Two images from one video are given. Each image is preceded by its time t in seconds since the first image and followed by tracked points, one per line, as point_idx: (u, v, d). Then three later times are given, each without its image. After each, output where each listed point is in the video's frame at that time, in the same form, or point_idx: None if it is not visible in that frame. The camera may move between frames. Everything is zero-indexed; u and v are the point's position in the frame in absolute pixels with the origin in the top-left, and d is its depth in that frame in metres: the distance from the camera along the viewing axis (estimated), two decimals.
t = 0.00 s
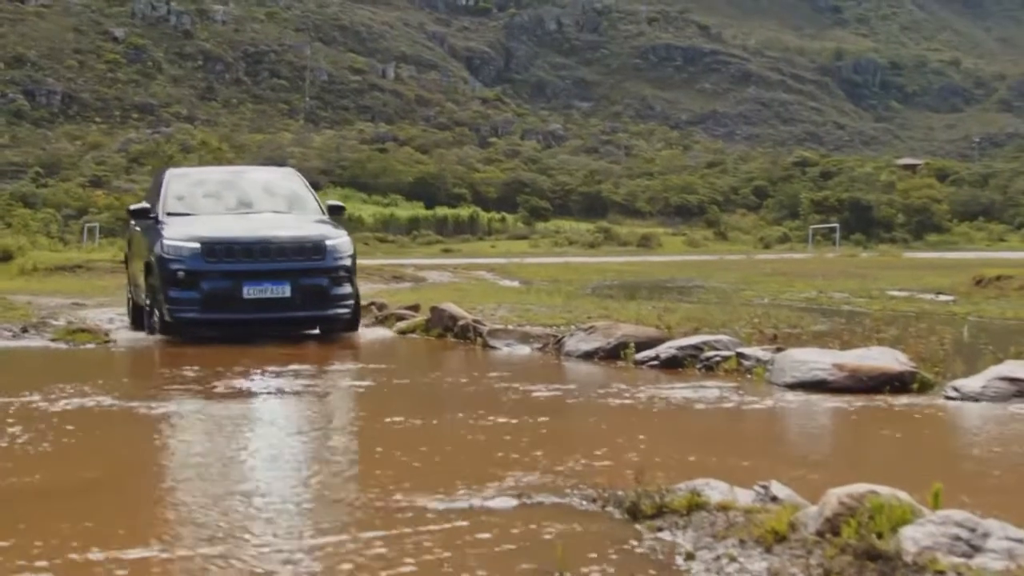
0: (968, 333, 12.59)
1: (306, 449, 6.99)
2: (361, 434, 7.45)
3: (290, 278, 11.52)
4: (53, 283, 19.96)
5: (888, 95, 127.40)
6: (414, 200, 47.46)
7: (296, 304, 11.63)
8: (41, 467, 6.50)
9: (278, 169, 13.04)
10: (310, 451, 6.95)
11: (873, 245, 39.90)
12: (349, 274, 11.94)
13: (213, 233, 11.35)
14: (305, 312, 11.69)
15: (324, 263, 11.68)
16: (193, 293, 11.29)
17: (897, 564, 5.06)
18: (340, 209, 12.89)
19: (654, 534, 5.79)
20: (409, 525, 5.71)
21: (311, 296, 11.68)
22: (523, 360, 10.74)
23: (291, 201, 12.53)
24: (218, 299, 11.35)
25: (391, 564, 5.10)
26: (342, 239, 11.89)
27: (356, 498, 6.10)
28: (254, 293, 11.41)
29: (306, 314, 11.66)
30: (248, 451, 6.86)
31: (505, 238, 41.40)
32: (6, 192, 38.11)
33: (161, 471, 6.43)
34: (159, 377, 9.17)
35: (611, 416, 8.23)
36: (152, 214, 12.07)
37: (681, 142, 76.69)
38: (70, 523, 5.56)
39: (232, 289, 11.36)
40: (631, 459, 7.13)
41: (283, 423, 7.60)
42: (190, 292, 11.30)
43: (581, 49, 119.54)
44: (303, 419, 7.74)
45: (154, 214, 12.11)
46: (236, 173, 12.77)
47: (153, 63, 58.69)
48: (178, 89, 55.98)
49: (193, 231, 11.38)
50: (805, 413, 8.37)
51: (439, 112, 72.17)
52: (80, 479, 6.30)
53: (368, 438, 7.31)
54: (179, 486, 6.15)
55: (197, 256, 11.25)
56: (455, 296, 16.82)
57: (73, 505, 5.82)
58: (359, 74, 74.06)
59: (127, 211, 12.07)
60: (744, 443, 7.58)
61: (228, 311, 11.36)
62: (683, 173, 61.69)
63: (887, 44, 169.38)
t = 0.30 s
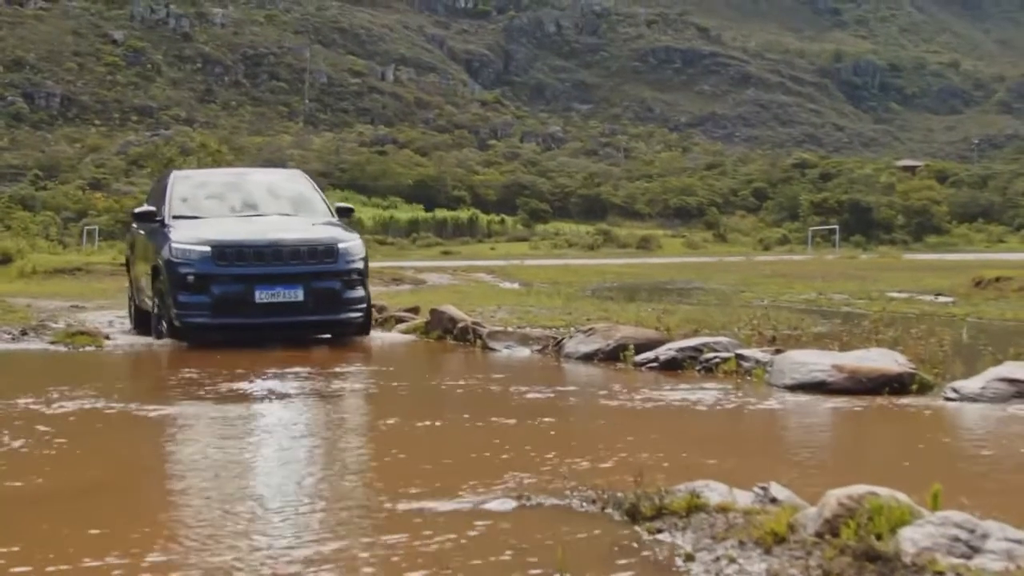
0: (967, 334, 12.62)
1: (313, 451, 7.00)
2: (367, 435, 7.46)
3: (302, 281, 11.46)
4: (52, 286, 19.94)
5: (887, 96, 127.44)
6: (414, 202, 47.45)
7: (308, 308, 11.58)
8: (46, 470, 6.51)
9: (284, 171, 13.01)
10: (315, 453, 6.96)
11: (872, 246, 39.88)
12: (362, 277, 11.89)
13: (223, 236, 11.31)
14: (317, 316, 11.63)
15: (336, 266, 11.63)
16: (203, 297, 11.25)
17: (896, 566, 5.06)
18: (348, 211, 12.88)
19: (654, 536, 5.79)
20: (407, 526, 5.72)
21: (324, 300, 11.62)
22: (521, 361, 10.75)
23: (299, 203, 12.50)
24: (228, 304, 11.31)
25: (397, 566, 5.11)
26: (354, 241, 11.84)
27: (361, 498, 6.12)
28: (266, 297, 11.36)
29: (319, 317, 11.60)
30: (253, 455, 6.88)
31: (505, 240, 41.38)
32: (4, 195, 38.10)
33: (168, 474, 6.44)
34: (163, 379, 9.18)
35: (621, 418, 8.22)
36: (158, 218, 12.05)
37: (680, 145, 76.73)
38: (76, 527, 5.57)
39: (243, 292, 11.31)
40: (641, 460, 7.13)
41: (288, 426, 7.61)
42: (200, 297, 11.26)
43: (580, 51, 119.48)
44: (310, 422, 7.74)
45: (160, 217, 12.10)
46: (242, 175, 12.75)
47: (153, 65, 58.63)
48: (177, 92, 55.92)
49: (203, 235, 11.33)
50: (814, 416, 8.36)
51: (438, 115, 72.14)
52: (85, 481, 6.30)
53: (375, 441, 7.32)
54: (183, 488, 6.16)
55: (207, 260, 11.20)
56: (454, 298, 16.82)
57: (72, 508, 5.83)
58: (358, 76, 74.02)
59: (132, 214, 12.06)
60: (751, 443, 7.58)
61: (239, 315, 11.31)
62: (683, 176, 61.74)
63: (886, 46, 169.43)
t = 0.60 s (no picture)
0: (965, 331, 12.66)
1: (321, 451, 7.00)
2: (374, 434, 7.46)
3: (314, 280, 11.43)
4: (51, 285, 19.93)
5: (884, 95, 127.47)
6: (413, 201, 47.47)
7: (319, 308, 11.55)
8: (51, 469, 6.53)
9: (291, 168, 13.01)
10: (321, 452, 6.97)
11: (871, 244, 39.88)
12: (374, 275, 11.88)
13: (233, 234, 11.29)
14: (330, 315, 11.61)
15: (347, 265, 11.61)
16: (214, 297, 11.21)
17: (896, 563, 5.07)
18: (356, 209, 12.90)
19: (652, 534, 5.80)
20: (407, 524, 5.74)
21: (335, 299, 11.60)
22: (521, 360, 10.76)
23: (307, 202, 12.50)
24: (239, 304, 11.27)
25: (404, 565, 5.12)
26: (365, 239, 11.83)
27: (367, 497, 6.13)
28: (277, 296, 11.32)
29: (331, 317, 11.58)
30: (259, 454, 6.89)
31: (504, 239, 41.44)
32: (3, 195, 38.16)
33: (174, 473, 6.45)
34: (170, 378, 9.19)
35: (632, 417, 8.22)
36: (164, 216, 12.05)
37: (679, 143, 76.81)
38: (84, 525, 5.57)
39: (254, 292, 11.29)
40: (657, 459, 7.13)
41: (295, 426, 7.63)
42: (210, 297, 11.22)
43: (578, 51, 119.49)
44: (316, 421, 7.75)
45: (167, 216, 12.09)
46: (249, 173, 12.75)
47: (151, 64, 58.58)
48: (175, 91, 55.88)
49: (213, 233, 11.30)
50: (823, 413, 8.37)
51: (436, 114, 72.13)
52: (91, 481, 6.31)
53: (383, 440, 7.35)
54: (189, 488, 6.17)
55: (217, 258, 11.18)
56: (453, 296, 16.85)
57: (73, 508, 5.83)
58: (357, 75, 74.01)
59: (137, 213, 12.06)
60: (760, 442, 7.58)
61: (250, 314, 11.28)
62: (682, 174, 61.80)
63: (883, 44, 169.50)
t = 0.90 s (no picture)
0: (958, 329, 12.62)
1: (321, 450, 6.97)
2: (376, 433, 7.45)
3: (322, 281, 11.39)
4: (45, 283, 19.95)
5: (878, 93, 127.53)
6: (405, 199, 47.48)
7: (327, 309, 11.52)
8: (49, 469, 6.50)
9: (291, 166, 12.99)
10: (322, 451, 6.96)
11: (864, 242, 39.79)
12: (382, 275, 11.87)
13: (239, 234, 11.23)
14: (337, 315, 11.58)
15: (354, 265, 11.59)
16: (219, 297, 11.14)
17: (887, 561, 5.08)
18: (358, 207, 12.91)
19: (645, 532, 5.80)
20: (398, 522, 5.74)
21: (343, 300, 11.57)
22: (516, 357, 10.78)
23: (310, 201, 12.49)
24: (243, 304, 11.21)
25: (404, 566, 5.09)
26: (372, 239, 11.81)
27: (369, 497, 6.11)
28: (284, 297, 11.27)
29: (338, 317, 11.55)
30: (260, 452, 6.87)
31: (497, 237, 41.38)
32: None
33: (173, 472, 6.42)
34: (171, 378, 9.15)
35: (639, 416, 8.19)
36: (165, 214, 12.00)
37: (672, 140, 76.75)
38: (83, 526, 5.55)
39: (260, 292, 11.24)
40: (670, 459, 7.10)
41: (296, 423, 7.61)
42: (215, 297, 11.15)
43: (572, 48, 119.48)
44: (316, 420, 7.73)
45: (169, 214, 12.03)
46: (251, 171, 12.72)
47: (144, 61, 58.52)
48: (169, 90, 55.84)
49: (217, 233, 11.24)
50: (832, 411, 8.37)
51: (430, 112, 72.10)
52: (91, 480, 6.30)
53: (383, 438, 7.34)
54: (189, 488, 6.15)
55: (223, 258, 11.12)
56: (447, 294, 16.82)
57: (72, 508, 5.81)
58: (350, 72, 73.94)
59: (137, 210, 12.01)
60: (766, 441, 7.57)
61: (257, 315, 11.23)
62: (675, 172, 61.76)
63: (878, 43, 169.57)
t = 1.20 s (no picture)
0: (950, 326, 12.65)
1: (318, 450, 6.93)
2: (380, 434, 7.39)
3: (327, 281, 11.25)
4: (38, 279, 19.95)
5: (870, 89, 127.67)
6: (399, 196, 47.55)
7: (331, 309, 11.37)
8: (47, 470, 6.46)
9: (292, 162, 12.94)
10: (325, 451, 6.91)
11: (856, 239, 39.90)
12: (387, 275, 11.73)
13: (242, 233, 11.07)
14: (342, 315, 11.42)
15: (360, 264, 11.45)
16: (221, 297, 10.98)
17: (879, 556, 5.09)
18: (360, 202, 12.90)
19: (637, 527, 5.81)
20: (397, 519, 5.74)
21: (348, 300, 11.42)
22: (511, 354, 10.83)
23: (313, 197, 12.43)
24: (245, 304, 11.05)
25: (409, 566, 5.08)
26: (378, 237, 11.67)
27: (367, 494, 6.11)
28: (288, 297, 11.11)
29: (343, 319, 11.40)
30: (262, 452, 6.84)
31: (490, 233, 41.41)
32: None
33: (173, 471, 6.40)
34: (169, 376, 9.08)
35: (649, 416, 8.10)
36: (165, 211, 11.91)
37: (664, 136, 76.72)
38: (87, 527, 5.51)
39: (265, 292, 11.07)
40: (675, 459, 7.02)
41: (296, 423, 7.57)
42: (217, 297, 10.99)
43: (563, 45, 119.53)
44: (319, 419, 7.68)
45: (169, 210, 11.93)
46: (254, 167, 12.66)
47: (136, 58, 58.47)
48: (161, 87, 55.82)
49: (221, 231, 11.08)
50: (842, 411, 8.31)
51: (422, 109, 72.15)
52: (88, 480, 6.28)
53: (389, 438, 7.28)
54: (193, 488, 6.12)
55: (225, 257, 10.96)
56: (440, 291, 16.82)
57: (71, 507, 5.80)
58: (342, 69, 73.93)
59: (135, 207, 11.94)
60: (775, 440, 7.49)
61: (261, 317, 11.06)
62: (667, 169, 61.78)
63: (869, 39, 169.71)
